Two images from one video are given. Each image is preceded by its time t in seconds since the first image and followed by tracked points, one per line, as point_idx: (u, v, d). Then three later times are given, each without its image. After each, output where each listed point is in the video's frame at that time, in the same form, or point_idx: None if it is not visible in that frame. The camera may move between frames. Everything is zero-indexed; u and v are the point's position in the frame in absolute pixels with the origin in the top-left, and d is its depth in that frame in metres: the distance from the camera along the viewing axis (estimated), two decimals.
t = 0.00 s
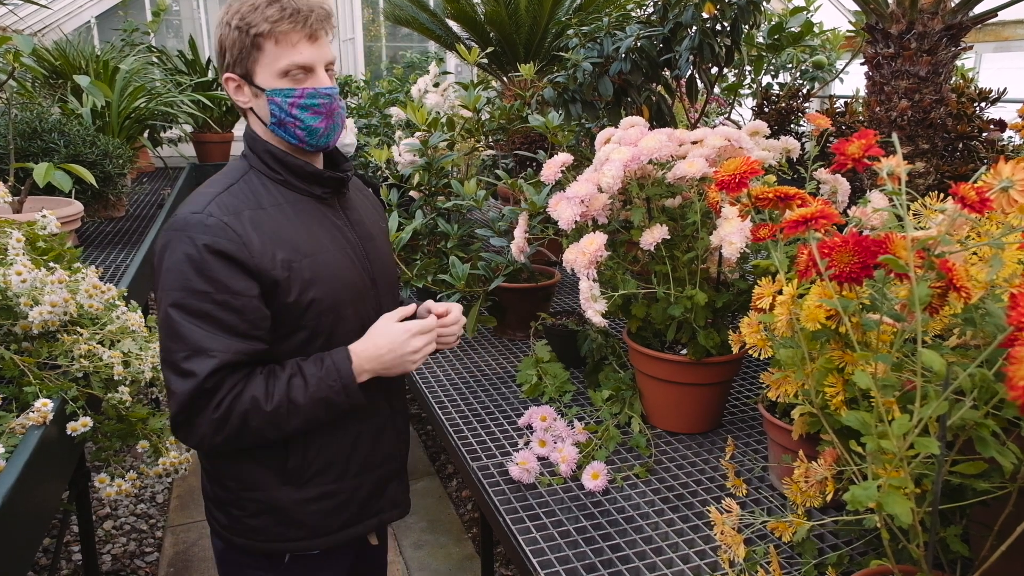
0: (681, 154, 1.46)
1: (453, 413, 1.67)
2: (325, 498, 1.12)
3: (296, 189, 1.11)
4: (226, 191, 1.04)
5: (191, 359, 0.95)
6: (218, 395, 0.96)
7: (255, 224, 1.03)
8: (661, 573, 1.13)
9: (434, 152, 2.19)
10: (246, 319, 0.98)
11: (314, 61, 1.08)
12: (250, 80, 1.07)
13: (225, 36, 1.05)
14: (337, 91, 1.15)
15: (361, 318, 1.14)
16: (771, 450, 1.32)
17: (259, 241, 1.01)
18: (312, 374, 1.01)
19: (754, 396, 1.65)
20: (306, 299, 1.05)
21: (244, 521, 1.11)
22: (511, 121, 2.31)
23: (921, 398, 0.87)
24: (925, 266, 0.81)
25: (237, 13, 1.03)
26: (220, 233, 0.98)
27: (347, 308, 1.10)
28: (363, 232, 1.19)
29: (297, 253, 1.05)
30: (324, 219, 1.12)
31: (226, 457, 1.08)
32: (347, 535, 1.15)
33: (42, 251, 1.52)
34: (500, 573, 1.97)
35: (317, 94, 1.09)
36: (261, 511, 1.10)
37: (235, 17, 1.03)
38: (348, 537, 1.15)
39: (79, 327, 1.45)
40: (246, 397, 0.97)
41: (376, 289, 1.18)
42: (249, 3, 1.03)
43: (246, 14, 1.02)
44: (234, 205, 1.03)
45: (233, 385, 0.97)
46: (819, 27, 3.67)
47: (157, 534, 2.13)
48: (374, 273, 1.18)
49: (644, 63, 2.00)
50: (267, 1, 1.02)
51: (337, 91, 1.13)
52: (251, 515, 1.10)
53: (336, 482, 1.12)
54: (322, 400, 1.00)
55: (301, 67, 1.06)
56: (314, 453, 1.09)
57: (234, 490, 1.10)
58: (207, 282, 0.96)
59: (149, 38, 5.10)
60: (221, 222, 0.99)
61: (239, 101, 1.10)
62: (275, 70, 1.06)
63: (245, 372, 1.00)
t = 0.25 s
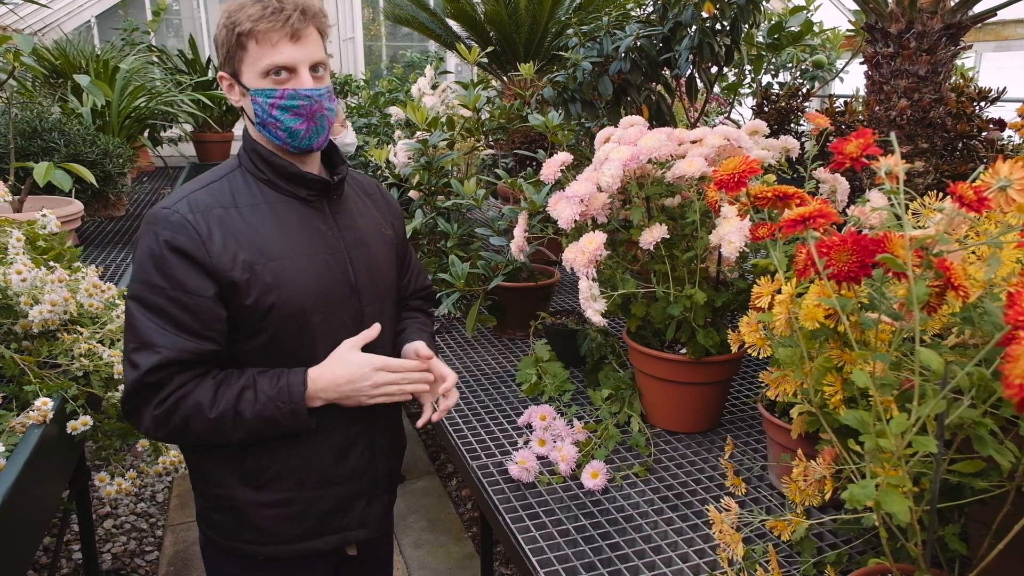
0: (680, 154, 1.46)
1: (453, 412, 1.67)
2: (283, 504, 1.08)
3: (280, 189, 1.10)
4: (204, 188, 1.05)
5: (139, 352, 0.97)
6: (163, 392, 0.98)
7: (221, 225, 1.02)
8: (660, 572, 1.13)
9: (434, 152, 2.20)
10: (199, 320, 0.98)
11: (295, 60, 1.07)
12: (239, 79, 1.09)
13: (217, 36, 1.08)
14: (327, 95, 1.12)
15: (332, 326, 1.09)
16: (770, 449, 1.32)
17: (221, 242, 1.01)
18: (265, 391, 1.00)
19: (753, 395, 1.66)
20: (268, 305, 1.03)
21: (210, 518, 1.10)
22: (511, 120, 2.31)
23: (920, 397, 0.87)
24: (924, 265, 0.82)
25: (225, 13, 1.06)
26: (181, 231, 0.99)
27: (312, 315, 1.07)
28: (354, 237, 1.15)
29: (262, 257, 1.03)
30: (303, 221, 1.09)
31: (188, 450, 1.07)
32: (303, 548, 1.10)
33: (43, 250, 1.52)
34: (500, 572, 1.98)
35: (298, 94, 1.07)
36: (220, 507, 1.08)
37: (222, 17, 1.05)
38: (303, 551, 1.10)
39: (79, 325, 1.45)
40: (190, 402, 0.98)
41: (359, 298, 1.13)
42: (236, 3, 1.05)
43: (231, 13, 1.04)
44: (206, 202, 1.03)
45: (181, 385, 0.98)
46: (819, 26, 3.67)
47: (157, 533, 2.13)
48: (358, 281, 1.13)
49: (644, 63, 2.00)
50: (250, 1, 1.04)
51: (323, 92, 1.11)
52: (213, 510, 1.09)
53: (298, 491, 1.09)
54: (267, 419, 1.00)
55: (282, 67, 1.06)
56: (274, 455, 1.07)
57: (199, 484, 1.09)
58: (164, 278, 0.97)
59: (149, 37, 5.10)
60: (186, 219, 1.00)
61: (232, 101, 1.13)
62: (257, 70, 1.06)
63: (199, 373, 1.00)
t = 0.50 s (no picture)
0: (680, 153, 1.46)
1: (453, 411, 1.67)
2: (255, 507, 1.08)
3: (268, 192, 1.10)
4: (191, 188, 1.06)
5: (118, 347, 0.99)
6: (142, 389, 0.99)
7: (201, 227, 1.03)
8: (659, 570, 1.13)
9: (433, 151, 2.20)
10: (175, 320, 1.00)
11: (287, 61, 1.07)
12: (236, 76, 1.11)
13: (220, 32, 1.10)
14: (320, 99, 1.12)
15: (307, 334, 1.09)
16: (770, 448, 1.32)
17: (199, 244, 1.02)
18: (243, 396, 1.01)
19: (753, 394, 1.66)
20: (244, 310, 1.03)
21: (193, 513, 1.11)
22: (511, 119, 2.31)
23: (919, 396, 0.87)
24: (922, 264, 0.82)
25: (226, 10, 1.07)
26: (160, 231, 1.00)
27: (286, 322, 1.06)
28: (342, 245, 1.13)
29: (238, 261, 1.04)
30: (285, 226, 1.09)
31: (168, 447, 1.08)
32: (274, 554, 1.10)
33: (43, 249, 1.53)
34: (500, 571, 1.98)
35: (285, 97, 1.08)
36: (198, 504, 1.10)
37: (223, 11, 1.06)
38: (274, 557, 1.10)
39: (79, 325, 1.46)
40: (167, 401, 0.99)
41: (342, 307, 1.12)
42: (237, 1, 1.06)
43: (231, 10, 1.05)
44: (190, 203, 1.04)
45: (160, 383, 0.99)
46: (818, 26, 3.66)
47: (157, 532, 2.13)
48: (342, 290, 1.12)
49: (643, 62, 2.00)
50: None
51: (315, 97, 1.10)
52: (195, 506, 1.11)
53: (272, 495, 1.09)
54: (243, 424, 1.01)
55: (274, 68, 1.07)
56: (249, 457, 1.07)
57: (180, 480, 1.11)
58: (143, 276, 0.99)
59: (149, 37, 5.11)
60: (166, 219, 1.01)
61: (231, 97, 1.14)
62: (250, 69, 1.07)
63: (179, 373, 1.01)
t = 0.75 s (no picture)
0: (679, 153, 1.46)
1: (452, 410, 1.68)
2: (249, 509, 1.09)
3: (263, 194, 1.10)
4: (185, 189, 1.07)
5: (112, 347, 0.99)
6: (136, 391, 1.00)
7: (195, 229, 1.04)
8: (657, 569, 1.14)
9: (433, 151, 2.20)
10: (168, 322, 1.00)
11: (284, 66, 1.07)
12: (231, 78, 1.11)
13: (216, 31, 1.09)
14: (316, 103, 1.12)
15: (300, 336, 1.09)
16: (769, 447, 1.32)
17: (192, 246, 1.02)
18: (236, 400, 1.01)
19: (752, 393, 1.66)
20: (237, 313, 1.04)
21: (188, 514, 1.12)
22: (510, 119, 2.31)
23: (916, 395, 0.87)
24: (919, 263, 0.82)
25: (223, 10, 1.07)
26: (153, 232, 1.00)
27: (278, 325, 1.06)
28: (337, 247, 1.14)
29: (231, 264, 1.04)
30: (279, 228, 1.09)
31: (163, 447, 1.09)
32: (266, 556, 1.10)
33: (43, 249, 1.53)
34: (499, 570, 1.98)
35: (281, 101, 1.08)
36: (193, 504, 1.10)
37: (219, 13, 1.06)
38: (266, 559, 1.10)
39: (80, 324, 1.46)
40: (161, 404, 0.99)
41: (336, 309, 1.12)
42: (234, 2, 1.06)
43: (228, 11, 1.05)
44: (184, 204, 1.05)
45: (154, 385, 1.00)
46: (818, 25, 3.67)
47: (157, 531, 2.13)
48: (337, 292, 1.12)
49: (643, 62, 2.00)
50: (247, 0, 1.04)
51: (311, 101, 1.11)
52: (189, 506, 1.11)
53: (266, 497, 1.09)
54: (237, 427, 1.01)
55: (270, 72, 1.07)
56: (242, 459, 1.08)
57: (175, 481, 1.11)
58: (136, 277, 1.00)
59: (150, 37, 5.11)
60: (159, 220, 1.01)
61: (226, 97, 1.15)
62: (246, 72, 1.07)
63: (174, 375, 1.02)
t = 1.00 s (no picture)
0: (679, 153, 1.47)
1: (452, 410, 1.68)
2: (258, 516, 1.09)
3: (262, 197, 1.11)
4: (183, 195, 1.06)
5: (115, 360, 0.99)
6: (141, 403, 0.99)
7: (198, 235, 1.04)
8: (657, 569, 1.14)
9: (434, 151, 2.20)
10: (171, 329, 1.00)
11: (291, 72, 1.08)
12: (230, 80, 1.10)
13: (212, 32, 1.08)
14: (319, 108, 1.14)
15: (307, 339, 1.09)
16: (769, 446, 1.33)
17: (196, 252, 1.02)
18: (244, 409, 1.01)
19: (752, 393, 1.66)
20: (241, 317, 1.04)
21: (192, 526, 1.12)
22: (511, 119, 2.32)
23: (915, 394, 0.87)
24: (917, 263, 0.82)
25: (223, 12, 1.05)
26: (154, 238, 1.00)
27: (285, 326, 1.07)
28: (338, 247, 1.15)
29: (236, 267, 1.04)
30: (280, 230, 1.10)
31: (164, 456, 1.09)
32: (278, 562, 1.11)
33: (44, 248, 1.53)
34: (499, 570, 1.98)
35: (288, 107, 1.09)
36: (199, 515, 1.10)
37: (221, 16, 1.05)
38: (278, 564, 1.11)
39: (80, 323, 1.46)
40: (168, 415, 0.99)
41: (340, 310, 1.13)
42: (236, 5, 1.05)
43: (231, 14, 1.04)
44: (183, 209, 1.05)
45: (160, 397, 0.99)
46: (819, 25, 3.67)
47: (157, 530, 2.14)
48: (340, 293, 1.13)
49: (643, 62, 2.01)
50: (252, 5, 1.03)
51: (316, 107, 1.13)
52: (193, 517, 1.11)
53: (276, 503, 1.10)
54: (247, 436, 1.02)
55: (276, 78, 1.07)
56: (250, 467, 1.08)
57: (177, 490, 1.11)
58: (138, 285, 0.99)
59: (151, 36, 5.12)
60: (160, 227, 1.01)
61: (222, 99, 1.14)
62: (250, 77, 1.08)
63: (178, 386, 1.01)
